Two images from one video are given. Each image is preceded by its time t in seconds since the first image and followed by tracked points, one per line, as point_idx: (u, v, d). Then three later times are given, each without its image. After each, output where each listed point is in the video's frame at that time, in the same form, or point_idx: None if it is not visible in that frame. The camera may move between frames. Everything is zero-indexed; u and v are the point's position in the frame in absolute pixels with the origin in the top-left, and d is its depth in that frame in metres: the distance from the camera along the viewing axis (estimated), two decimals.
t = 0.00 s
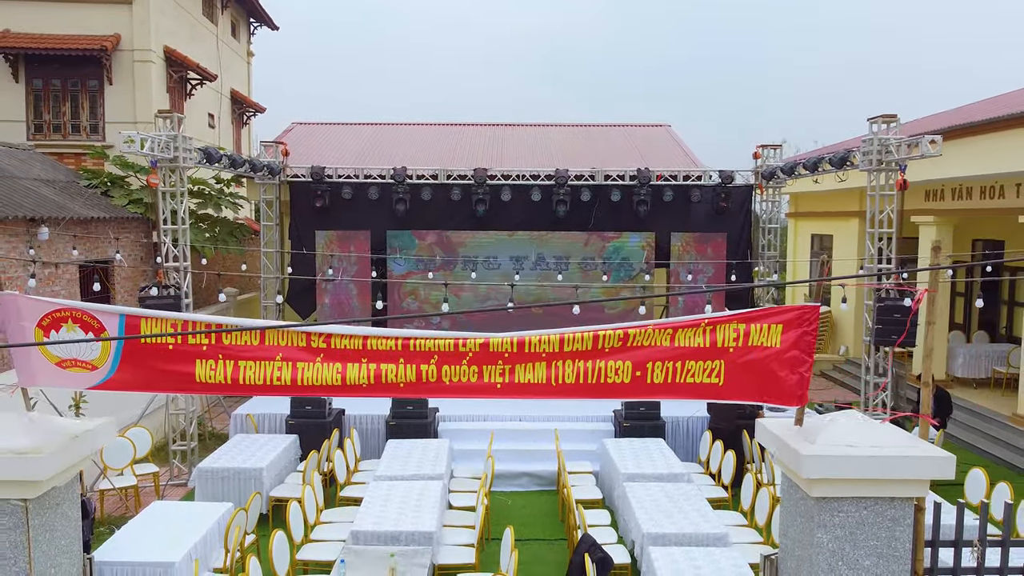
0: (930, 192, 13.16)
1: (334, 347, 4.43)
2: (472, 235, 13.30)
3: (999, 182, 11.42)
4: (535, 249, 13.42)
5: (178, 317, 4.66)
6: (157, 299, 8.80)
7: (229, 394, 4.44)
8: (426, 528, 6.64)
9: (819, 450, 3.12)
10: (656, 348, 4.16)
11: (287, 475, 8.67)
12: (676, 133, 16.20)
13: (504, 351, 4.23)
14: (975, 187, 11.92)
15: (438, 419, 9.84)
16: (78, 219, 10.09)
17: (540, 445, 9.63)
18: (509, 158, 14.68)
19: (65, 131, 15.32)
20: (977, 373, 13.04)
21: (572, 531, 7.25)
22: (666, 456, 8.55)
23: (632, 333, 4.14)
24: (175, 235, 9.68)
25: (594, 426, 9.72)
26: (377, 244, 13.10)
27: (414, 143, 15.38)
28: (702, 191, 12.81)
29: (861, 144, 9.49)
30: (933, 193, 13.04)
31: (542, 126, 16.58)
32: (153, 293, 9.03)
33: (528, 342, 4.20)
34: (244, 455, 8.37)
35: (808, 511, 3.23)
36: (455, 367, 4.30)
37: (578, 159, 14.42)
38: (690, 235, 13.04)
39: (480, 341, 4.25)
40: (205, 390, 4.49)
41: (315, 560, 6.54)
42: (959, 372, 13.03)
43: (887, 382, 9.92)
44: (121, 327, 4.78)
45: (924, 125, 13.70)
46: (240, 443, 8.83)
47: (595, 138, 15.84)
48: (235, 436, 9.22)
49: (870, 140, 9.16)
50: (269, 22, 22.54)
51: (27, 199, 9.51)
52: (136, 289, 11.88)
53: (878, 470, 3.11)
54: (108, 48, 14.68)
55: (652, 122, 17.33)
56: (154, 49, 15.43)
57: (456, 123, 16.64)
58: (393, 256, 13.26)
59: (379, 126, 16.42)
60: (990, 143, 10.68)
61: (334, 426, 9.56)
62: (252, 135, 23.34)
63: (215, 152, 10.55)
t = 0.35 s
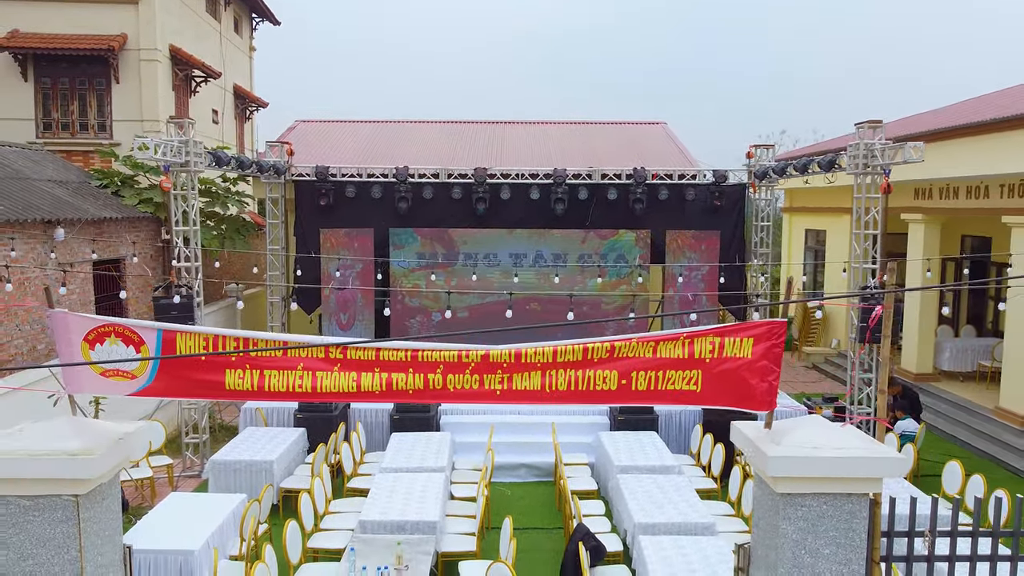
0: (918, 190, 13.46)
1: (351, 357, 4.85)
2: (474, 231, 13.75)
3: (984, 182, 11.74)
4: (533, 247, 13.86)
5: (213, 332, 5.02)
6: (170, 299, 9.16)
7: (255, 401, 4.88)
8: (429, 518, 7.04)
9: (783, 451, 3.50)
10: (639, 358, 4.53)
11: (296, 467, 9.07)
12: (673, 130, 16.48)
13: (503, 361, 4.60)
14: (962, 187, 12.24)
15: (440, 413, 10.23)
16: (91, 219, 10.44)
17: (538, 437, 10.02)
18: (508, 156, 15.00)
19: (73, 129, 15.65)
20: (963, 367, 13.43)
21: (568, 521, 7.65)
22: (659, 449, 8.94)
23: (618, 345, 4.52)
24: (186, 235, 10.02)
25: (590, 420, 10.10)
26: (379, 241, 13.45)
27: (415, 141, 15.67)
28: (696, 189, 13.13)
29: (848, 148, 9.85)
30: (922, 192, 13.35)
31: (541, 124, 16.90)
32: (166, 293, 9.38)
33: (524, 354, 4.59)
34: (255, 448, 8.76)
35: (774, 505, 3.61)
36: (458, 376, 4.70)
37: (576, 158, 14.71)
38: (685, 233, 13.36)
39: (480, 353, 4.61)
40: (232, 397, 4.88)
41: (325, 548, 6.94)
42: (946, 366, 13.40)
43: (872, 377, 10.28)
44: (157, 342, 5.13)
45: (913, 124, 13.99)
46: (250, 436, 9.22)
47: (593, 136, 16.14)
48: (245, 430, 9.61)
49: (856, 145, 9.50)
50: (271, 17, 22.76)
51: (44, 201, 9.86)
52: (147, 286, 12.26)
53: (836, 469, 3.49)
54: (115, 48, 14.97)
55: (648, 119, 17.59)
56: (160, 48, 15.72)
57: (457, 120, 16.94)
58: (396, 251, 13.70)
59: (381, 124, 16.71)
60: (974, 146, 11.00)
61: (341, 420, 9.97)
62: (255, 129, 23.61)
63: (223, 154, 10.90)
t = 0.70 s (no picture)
0: (909, 186, 13.75)
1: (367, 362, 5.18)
2: (472, 228, 13.97)
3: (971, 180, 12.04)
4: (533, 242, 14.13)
5: (242, 339, 5.43)
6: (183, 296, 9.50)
7: (278, 401, 5.25)
8: (433, 506, 7.41)
9: (759, 447, 3.84)
10: (628, 362, 4.88)
11: (304, 457, 9.45)
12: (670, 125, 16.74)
13: (505, 365, 4.96)
14: (950, 184, 12.54)
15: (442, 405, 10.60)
16: (103, 217, 10.74)
17: (537, 427, 10.39)
18: (508, 152, 15.29)
19: (81, 125, 15.93)
20: (951, 359, 13.79)
21: (565, 508, 8.03)
22: (653, 439, 9.30)
23: (608, 351, 4.89)
24: (197, 233, 10.34)
25: (587, 411, 10.47)
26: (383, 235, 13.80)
27: (417, 136, 15.94)
28: (692, 185, 13.41)
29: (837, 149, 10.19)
30: (912, 188, 13.65)
31: (540, 119, 17.18)
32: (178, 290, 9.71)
33: (522, 360, 4.89)
34: (266, 439, 9.13)
35: (750, 496, 3.97)
36: (462, 378, 5.04)
37: (574, 154, 14.98)
38: (680, 229, 13.70)
39: (483, 357, 4.97)
40: (256, 397, 5.26)
41: (335, 535, 7.30)
42: (935, 358, 13.76)
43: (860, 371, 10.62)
44: (189, 348, 5.58)
45: (906, 121, 14.25)
46: (260, 427, 9.59)
47: (591, 130, 16.42)
48: (255, 421, 9.98)
49: (845, 146, 9.84)
50: (273, 10, 22.94)
51: (59, 200, 10.18)
52: (158, 281, 12.59)
53: (806, 464, 3.84)
54: (122, 45, 15.22)
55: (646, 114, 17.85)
56: (165, 44, 15.96)
57: (458, 116, 17.22)
58: (396, 248, 13.92)
59: (383, 119, 16.98)
60: (961, 144, 11.28)
61: (347, 412, 10.34)
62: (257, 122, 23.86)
63: (231, 154, 11.19)
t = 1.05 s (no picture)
0: (900, 181, 14.08)
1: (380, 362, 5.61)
2: (472, 222, 14.39)
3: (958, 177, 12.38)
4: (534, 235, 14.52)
5: (266, 341, 5.88)
6: (196, 292, 9.89)
7: (298, 398, 5.67)
8: (438, 492, 7.83)
9: (737, 441, 4.23)
10: (619, 362, 5.26)
11: (313, 446, 9.87)
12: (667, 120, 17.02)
13: (504, 366, 5.34)
14: (939, 180, 12.87)
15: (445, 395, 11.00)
16: (116, 214, 11.08)
17: (537, 417, 10.80)
18: (508, 146, 15.59)
19: (89, 120, 16.24)
20: (939, 350, 14.13)
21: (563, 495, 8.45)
22: (646, 428, 9.71)
23: (599, 354, 5.26)
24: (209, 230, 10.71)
25: (585, 401, 10.88)
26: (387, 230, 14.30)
27: (418, 130, 16.21)
28: (687, 180, 13.67)
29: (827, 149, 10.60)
30: (903, 183, 13.98)
31: (540, 113, 17.47)
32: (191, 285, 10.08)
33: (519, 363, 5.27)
34: (276, 429, 9.54)
35: (729, 485, 4.37)
36: (467, 377, 5.41)
37: (573, 148, 15.25)
38: (675, 224, 14.11)
39: (486, 359, 5.36)
40: (278, 394, 5.70)
41: (346, 520, 7.73)
42: (923, 348, 14.12)
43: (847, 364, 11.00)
44: (217, 350, 6.04)
45: (897, 118, 14.55)
46: (270, 417, 9.99)
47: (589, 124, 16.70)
48: (265, 411, 10.39)
49: (834, 146, 10.24)
50: (275, 2, 23.14)
51: (75, 199, 10.53)
52: (168, 274, 12.95)
53: (780, 456, 4.23)
54: (129, 42, 15.50)
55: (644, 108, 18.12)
56: (171, 40, 16.23)
57: (459, 110, 17.51)
58: (400, 240, 14.45)
59: (385, 113, 17.27)
60: (948, 142, 11.59)
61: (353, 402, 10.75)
62: (260, 114, 24.11)
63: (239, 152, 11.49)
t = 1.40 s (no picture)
0: (890, 177, 14.40)
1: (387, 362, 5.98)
2: (471, 217, 14.64)
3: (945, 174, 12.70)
4: (533, 230, 14.81)
5: (284, 342, 6.27)
6: (207, 288, 10.25)
7: (311, 395, 6.07)
8: (441, 481, 8.22)
9: (718, 435, 4.60)
10: (609, 362, 5.63)
11: (320, 436, 10.26)
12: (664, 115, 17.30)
13: (503, 366, 5.69)
14: (927, 177, 13.19)
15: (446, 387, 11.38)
16: (126, 211, 11.40)
17: (535, 408, 11.19)
18: (508, 142, 15.87)
19: (96, 116, 16.54)
20: (927, 342, 14.49)
21: (560, 483, 8.85)
22: (640, 419, 10.10)
23: (591, 355, 5.63)
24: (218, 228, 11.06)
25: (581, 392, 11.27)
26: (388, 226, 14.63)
27: (419, 126, 16.50)
28: (681, 177, 14.13)
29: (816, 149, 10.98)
30: (893, 179, 14.30)
31: (539, 108, 17.75)
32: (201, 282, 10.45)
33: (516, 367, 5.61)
34: (285, 419, 9.93)
35: (711, 475, 4.74)
36: (469, 376, 5.72)
37: (570, 144, 15.52)
38: (670, 219, 14.43)
39: (486, 359, 5.65)
40: (294, 391, 6.12)
41: (353, 507, 8.12)
42: (912, 341, 14.47)
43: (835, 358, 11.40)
44: (238, 351, 6.40)
45: (888, 115, 14.87)
46: (279, 408, 10.38)
47: (587, 120, 16.97)
48: (273, 403, 10.76)
49: (823, 147, 10.61)
50: None
51: (87, 197, 10.86)
52: (177, 269, 13.29)
53: (757, 449, 4.60)
54: (135, 39, 15.77)
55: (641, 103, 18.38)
56: (176, 37, 16.49)
57: (459, 105, 17.79)
58: (402, 235, 14.71)
59: (386, 108, 17.55)
60: (935, 141, 11.92)
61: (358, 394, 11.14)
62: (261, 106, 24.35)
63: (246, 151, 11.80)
